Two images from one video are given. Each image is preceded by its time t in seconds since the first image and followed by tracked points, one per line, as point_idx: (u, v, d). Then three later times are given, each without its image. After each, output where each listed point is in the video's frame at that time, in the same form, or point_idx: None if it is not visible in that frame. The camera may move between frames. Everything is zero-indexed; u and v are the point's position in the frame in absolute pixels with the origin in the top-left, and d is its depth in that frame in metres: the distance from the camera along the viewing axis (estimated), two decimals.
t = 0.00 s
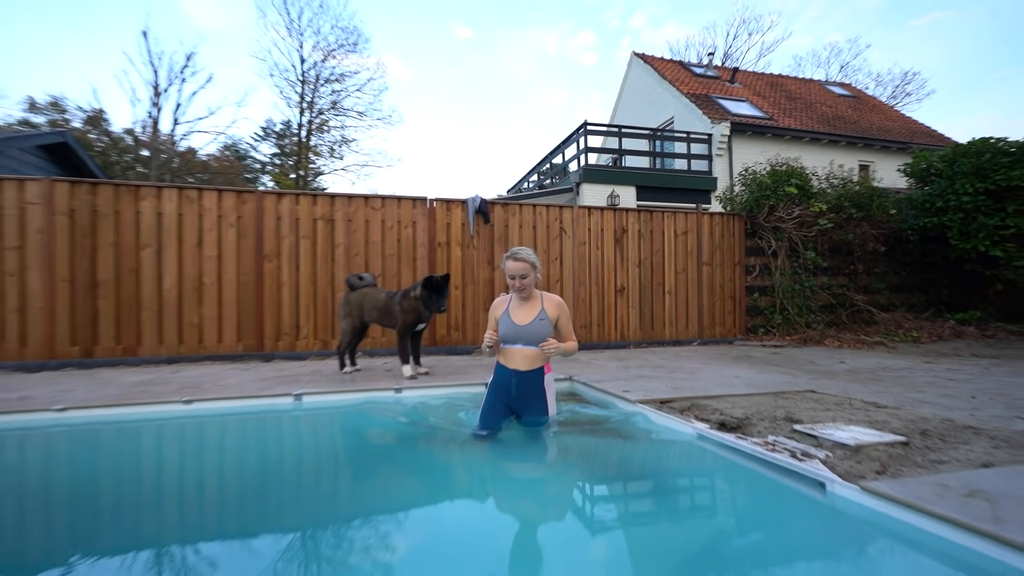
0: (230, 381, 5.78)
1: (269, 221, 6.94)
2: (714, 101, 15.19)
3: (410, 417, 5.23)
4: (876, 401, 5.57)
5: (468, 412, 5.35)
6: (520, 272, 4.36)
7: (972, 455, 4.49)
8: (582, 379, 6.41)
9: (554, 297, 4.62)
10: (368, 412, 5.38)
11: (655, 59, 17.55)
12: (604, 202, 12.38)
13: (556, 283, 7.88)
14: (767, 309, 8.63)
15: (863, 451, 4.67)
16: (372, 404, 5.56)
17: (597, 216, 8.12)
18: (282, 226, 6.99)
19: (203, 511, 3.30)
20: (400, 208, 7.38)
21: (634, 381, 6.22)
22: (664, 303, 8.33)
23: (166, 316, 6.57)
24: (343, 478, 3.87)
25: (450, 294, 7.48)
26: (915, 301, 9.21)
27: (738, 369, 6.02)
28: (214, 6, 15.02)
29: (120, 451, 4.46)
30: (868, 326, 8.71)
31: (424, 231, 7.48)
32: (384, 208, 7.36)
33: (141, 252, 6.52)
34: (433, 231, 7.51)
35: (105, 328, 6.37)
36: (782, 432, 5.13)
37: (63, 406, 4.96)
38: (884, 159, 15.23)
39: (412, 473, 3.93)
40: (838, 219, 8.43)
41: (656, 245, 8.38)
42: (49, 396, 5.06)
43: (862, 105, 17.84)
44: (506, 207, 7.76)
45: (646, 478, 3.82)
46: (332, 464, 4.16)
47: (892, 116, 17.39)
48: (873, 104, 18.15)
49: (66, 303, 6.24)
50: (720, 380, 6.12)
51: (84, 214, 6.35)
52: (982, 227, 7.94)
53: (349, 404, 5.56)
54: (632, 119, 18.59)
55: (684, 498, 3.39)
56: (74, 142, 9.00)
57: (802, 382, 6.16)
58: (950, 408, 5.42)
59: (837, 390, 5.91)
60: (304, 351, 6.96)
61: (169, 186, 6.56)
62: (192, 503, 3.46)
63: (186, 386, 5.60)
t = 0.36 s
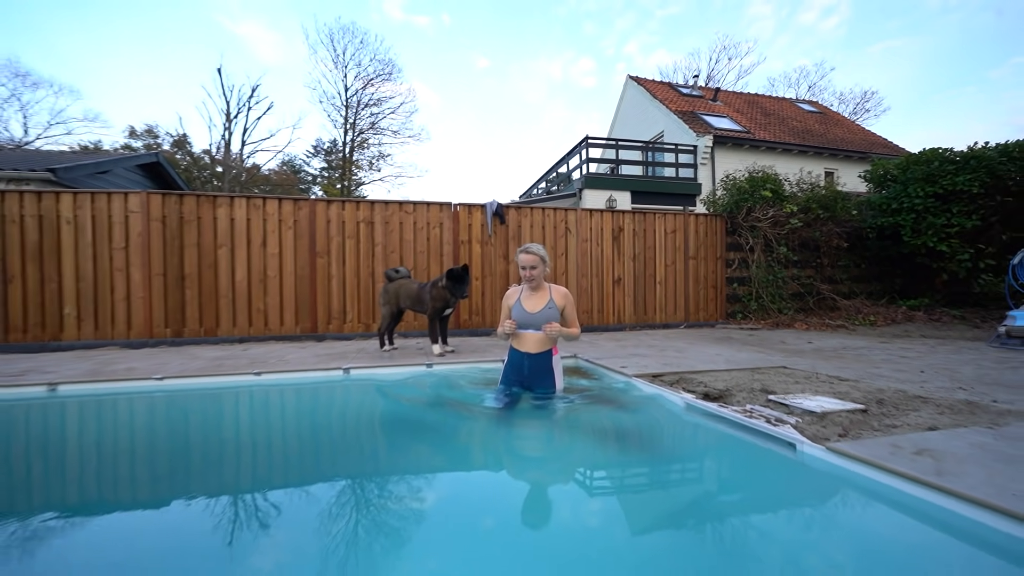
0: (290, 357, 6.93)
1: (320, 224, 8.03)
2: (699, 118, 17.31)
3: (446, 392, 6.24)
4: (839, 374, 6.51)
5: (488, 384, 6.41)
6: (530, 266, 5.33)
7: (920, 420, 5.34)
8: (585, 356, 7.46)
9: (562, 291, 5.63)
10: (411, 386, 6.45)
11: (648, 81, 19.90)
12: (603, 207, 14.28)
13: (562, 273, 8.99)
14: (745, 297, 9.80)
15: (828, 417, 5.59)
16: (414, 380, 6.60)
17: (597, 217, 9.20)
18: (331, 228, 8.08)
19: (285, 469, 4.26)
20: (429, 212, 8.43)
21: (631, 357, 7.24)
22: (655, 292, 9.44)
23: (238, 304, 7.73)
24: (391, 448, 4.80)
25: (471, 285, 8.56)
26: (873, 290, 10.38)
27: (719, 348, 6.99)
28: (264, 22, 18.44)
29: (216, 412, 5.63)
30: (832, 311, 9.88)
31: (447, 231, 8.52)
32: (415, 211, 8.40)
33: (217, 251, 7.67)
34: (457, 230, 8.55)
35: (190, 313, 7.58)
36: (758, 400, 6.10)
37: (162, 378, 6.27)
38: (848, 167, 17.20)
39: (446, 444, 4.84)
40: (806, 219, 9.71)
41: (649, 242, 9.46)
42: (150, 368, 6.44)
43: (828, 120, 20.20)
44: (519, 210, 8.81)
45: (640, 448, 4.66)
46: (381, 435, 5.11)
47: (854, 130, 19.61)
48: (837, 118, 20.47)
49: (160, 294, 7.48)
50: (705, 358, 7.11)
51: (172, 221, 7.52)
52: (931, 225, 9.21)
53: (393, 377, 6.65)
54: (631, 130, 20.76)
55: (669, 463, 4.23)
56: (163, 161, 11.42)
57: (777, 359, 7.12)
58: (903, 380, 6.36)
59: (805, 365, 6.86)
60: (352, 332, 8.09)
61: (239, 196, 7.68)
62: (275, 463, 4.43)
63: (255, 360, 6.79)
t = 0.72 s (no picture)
0: (308, 347, 7.24)
1: (337, 219, 8.30)
2: (705, 110, 17.19)
3: (457, 380, 6.47)
4: (846, 363, 6.58)
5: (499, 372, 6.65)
6: (541, 271, 5.49)
7: (928, 408, 5.35)
8: (594, 346, 7.63)
9: (566, 296, 5.65)
10: (424, 373, 6.70)
11: (655, 75, 19.79)
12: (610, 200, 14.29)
13: (571, 264, 9.18)
14: (751, 288, 9.88)
15: (836, 404, 5.68)
16: (428, 368, 6.85)
17: (605, 210, 9.33)
18: (348, 222, 8.35)
19: (303, 453, 4.49)
20: (441, 206, 8.65)
21: (640, 346, 7.40)
22: (663, 283, 9.56)
23: (260, 296, 8.07)
24: (405, 432, 4.99)
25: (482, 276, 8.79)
26: (881, 280, 10.35)
27: (727, 338, 7.10)
28: (281, 24, 19.07)
29: (239, 398, 5.95)
30: (838, 302, 9.89)
31: (459, 224, 8.75)
32: (428, 205, 8.64)
33: (240, 245, 7.99)
34: (468, 224, 8.77)
35: (215, 305, 7.94)
36: (766, 389, 6.21)
37: (190, 365, 6.61)
38: (855, 158, 17.03)
39: (460, 428, 5.01)
40: (814, 210, 9.76)
41: (656, 235, 9.56)
42: (180, 356, 6.79)
43: (835, 112, 19.83)
44: (529, 204, 8.96)
45: (648, 434, 4.75)
46: (397, 422, 5.31)
47: (862, 120, 19.26)
48: (845, 110, 20.13)
49: (187, 286, 7.85)
50: (712, 348, 7.22)
51: (198, 217, 7.86)
52: (939, 216, 9.27)
53: (408, 366, 6.92)
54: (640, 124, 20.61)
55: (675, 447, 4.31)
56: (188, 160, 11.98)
57: (784, 349, 7.21)
58: (911, 369, 6.39)
59: (813, 354, 6.94)
60: (367, 323, 8.38)
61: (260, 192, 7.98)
62: (294, 446, 4.66)
63: (277, 350, 7.11)
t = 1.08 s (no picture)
0: (311, 344, 7.24)
1: (339, 216, 8.30)
2: (708, 106, 17.16)
3: (460, 376, 6.46)
4: (849, 359, 6.58)
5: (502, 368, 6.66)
6: (538, 284, 5.45)
7: (931, 403, 5.35)
8: (596, 342, 7.63)
9: (562, 312, 5.59)
10: (427, 369, 6.70)
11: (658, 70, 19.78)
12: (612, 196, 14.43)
13: (574, 260, 9.18)
14: (754, 284, 9.88)
15: (840, 400, 5.67)
16: (431, 364, 6.83)
17: (608, 206, 9.31)
18: (350, 219, 8.34)
19: (304, 449, 4.46)
20: (444, 203, 8.65)
21: (642, 342, 7.40)
22: (665, 279, 9.56)
23: (263, 293, 8.07)
24: (408, 426, 4.96)
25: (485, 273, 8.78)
26: (883, 276, 10.33)
27: (729, 334, 7.09)
28: (284, 22, 19.10)
29: (243, 395, 5.96)
30: (841, 297, 9.94)
31: (462, 221, 8.74)
32: (431, 202, 8.64)
33: (242, 242, 7.99)
34: (471, 221, 8.76)
35: (218, 303, 7.93)
36: (769, 384, 6.21)
37: (193, 363, 6.62)
38: (858, 153, 16.95)
39: (462, 422, 4.98)
40: (817, 206, 9.79)
41: (659, 231, 9.56)
42: (182, 353, 6.79)
43: (839, 107, 19.78)
44: (531, 200, 8.94)
45: (650, 425, 4.72)
46: (399, 417, 5.28)
47: (865, 115, 19.20)
48: (848, 105, 20.05)
49: (190, 284, 7.84)
50: (715, 343, 7.21)
51: (200, 214, 7.85)
52: (943, 211, 9.26)
53: (411, 362, 6.91)
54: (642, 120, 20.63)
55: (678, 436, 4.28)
56: (190, 158, 12.04)
57: (787, 345, 7.20)
58: (915, 364, 6.39)
59: (816, 349, 6.93)
60: (371, 320, 8.37)
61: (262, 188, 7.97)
62: (295, 443, 4.63)
63: (280, 347, 7.12)
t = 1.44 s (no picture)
0: (309, 344, 7.21)
1: (336, 216, 8.27)
2: (705, 105, 17.22)
3: (456, 376, 6.46)
4: (846, 357, 6.60)
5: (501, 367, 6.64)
6: (529, 286, 5.46)
7: (928, 400, 5.38)
8: (594, 341, 7.63)
9: (552, 317, 5.59)
10: (424, 369, 6.69)
11: (654, 70, 19.83)
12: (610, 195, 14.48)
13: (573, 258, 9.20)
14: (751, 283, 9.90)
15: (837, 398, 5.68)
16: (428, 365, 6.81)
17: (606, 205, 9.32)
18: (347, 219, 8.32)
19: (302, 451, 4.44)
20: (442, 202, 8.64)
21: (640, 341, 7.41)
22: (663, 278, 9.59)
23: (260, 293, 8.05)
24: (406, 430, 4.93)
25: (482, 273, 8.79)
26: (879, 274, 10.36)
27: (727, 332, 7.10)
28: (282, 22, 19.11)
29: (242, 396, 5.94)
30: (838, 296, 9.95)
31: (459, 221, 8.73)
32: (428, 202, 8.62)
33: (239, 242, 7.96)
34: (468, 220, 8.76)
35: (214, 303, 7.90)
36: (766, 382, 6.22)
37: (190, 363, 6.58)
38: (854, 152, 17.01)
39: (460, 427, 4.94)
40: (814, 205, 9.81)
41: (657, 230, 9.58)
42: (178, 354, 6.76)
43: (835, 106, 19.85)
44: (529, 199, 8.96)
45: (650, 432, 4.71)
46: (397, 419, 5.25)
47: (861, 115, 19.29)
48: (845, 104, 20.13)
49: (186, 284, 7.81)
50: (713, 342, 7.22)
51: (196, 213, 7.81)
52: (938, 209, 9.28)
53: (409, 362, 6.90)
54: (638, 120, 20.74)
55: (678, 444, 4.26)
56: (185, 159, 12.00)
57: (784, 344, 7.22)
58: (911, 362, 6.42)
59: (813, 348, 6.96)
60: (368, 321, 8.35)
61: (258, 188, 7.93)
62: (292, 445, 4.60)
63: (278, 347, 7.09)
